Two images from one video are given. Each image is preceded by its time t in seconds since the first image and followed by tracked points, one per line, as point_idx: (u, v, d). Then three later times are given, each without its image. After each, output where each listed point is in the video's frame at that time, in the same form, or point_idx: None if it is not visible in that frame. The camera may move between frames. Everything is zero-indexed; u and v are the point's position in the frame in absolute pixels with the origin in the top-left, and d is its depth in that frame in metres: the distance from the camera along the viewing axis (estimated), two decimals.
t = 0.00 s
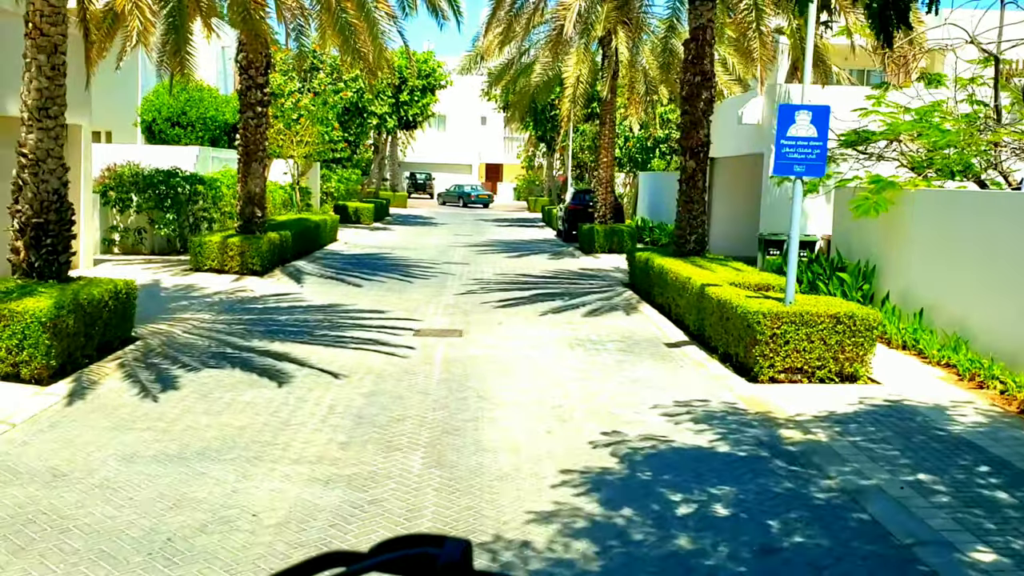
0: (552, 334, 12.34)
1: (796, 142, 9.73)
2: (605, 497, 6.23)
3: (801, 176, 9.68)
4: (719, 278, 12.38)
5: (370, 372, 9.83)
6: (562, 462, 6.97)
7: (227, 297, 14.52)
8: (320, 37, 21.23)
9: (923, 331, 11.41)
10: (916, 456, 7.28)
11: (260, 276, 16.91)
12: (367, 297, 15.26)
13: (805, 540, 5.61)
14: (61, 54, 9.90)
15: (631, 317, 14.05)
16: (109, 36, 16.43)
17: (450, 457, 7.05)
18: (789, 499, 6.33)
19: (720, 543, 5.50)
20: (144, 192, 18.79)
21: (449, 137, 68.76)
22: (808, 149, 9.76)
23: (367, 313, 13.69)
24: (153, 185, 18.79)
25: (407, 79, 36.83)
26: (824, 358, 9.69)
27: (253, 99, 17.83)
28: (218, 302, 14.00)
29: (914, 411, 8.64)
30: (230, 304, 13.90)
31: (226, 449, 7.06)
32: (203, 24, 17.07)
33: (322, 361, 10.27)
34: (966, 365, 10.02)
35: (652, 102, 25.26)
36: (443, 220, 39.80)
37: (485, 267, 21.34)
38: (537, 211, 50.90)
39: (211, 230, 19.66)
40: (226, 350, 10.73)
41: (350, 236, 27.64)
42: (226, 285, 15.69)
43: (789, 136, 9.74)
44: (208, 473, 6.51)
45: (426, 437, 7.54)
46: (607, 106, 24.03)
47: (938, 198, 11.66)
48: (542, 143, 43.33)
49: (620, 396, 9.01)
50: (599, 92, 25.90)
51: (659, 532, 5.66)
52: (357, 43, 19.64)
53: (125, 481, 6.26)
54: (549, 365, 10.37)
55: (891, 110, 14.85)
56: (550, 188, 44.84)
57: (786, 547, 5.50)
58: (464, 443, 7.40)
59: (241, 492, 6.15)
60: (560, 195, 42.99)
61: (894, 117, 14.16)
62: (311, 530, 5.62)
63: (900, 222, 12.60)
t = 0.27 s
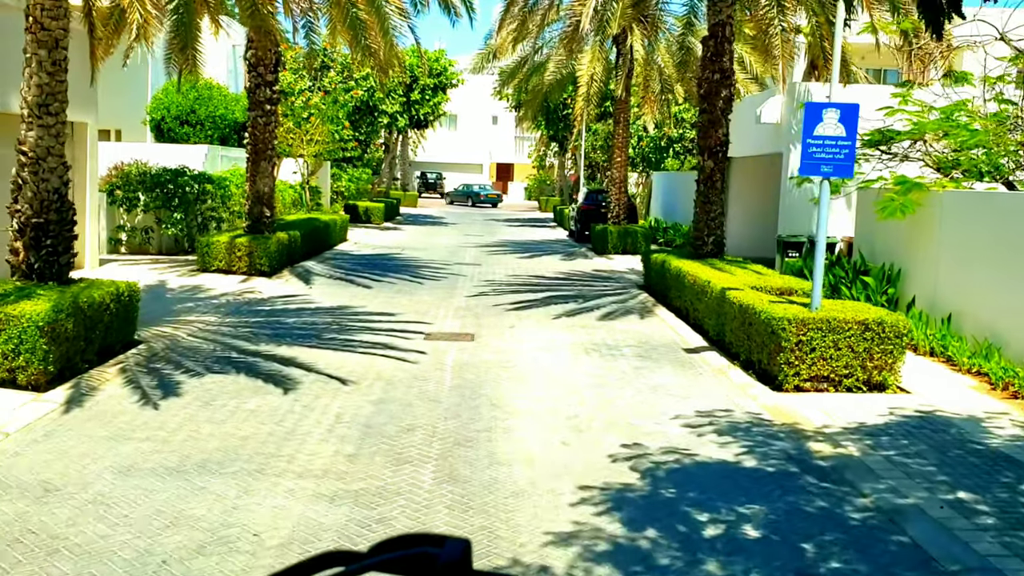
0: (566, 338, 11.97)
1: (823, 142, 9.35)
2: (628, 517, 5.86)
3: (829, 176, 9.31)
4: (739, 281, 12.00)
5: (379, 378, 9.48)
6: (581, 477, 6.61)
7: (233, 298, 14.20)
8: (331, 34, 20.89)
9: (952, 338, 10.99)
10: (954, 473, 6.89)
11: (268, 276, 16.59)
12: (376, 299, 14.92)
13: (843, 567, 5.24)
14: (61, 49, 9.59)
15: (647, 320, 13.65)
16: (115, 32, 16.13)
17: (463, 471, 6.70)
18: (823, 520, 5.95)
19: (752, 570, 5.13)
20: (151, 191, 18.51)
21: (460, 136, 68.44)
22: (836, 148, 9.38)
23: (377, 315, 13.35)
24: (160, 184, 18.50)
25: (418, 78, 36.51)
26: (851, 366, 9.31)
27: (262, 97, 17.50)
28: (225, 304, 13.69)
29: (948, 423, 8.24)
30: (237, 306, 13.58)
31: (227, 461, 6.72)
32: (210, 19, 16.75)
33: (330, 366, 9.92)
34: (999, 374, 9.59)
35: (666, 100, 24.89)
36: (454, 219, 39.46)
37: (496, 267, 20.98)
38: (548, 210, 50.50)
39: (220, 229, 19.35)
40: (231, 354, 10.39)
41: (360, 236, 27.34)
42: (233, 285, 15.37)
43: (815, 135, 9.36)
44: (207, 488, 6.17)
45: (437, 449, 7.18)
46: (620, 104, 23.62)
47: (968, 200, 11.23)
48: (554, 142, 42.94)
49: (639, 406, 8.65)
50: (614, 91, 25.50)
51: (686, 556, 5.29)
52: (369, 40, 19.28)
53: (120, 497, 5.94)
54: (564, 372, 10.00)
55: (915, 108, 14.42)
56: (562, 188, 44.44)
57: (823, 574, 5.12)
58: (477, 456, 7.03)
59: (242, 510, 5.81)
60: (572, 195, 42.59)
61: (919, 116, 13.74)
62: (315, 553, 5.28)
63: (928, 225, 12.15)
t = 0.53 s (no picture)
0: (585, 344, 11.47)
1: (860, 139, 8.84)
2: (659, 548, 5.37)
3: (866, 176, 8.79)
4: (766, 285, 11.49)
5: (390, 388, 9.02)
6: (607, 501, 6.12)
7: (241, 301, 13.78)
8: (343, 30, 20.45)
9: (992, 346, 10.43)
10: (1010, 497, 6.37)
11: (277, 278, 16.17)
12: (388, 302, 14.46)
13: None
14: (59, 43, 9.18)
15: (668, 325, 13.14)
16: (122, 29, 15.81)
17: (479, 493, 6.22)
18: (873, 552, 5.45)
19: None
20: (159, 190, 18.15)
21: (473, 135, 68.01)
22: (874, 146, 8.86)
23: (388, 319, 12.88)
24: (168, 184, 18.13)
25: (431, 76, 36.07)
26: (889, 378, 8.80)
27: (271, 95, 17.07)
28: (231, 308, 13.26)
29: (996, 440, 7.71)
30: (244, 310, 13.15)
31: (227, 482, 6.27)
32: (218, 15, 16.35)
33: (339, 375, 9.47)
34: None
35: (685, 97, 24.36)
36: (467, 219, 39.01)
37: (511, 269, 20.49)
38: (562, 210, 49.95)
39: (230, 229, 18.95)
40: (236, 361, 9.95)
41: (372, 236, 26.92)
42: (241, 288, 14.96)
43: (851, 132, 8.86)
44: (205, 512, 5.72)
45: (452, 467, 6.71)
46: (638, 101, 23.09)
47: (1009, 200, 10.68)
48: (568, 141, 42.42)
49: (665, 420, 8.15)
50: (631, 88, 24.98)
51: None
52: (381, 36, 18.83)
53: (110, 523, 5.49)
54: (584, 381, 9.51)
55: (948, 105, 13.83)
56: (576, 187, 43.91)
57: None
58: (494, 476, 6.56)
59: (241, 538, 5.36)
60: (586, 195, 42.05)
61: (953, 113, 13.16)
62: None
63: (969, 230, 11.51)
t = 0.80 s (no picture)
0: (595, 348, 11.10)
1: (884, 136, 8.47)
2: (680, 573, 5.01)
3: (890, 174, 8.41)
4: (782, 287, 11.12)
5: (393, 395, 8.65)
6: (622, 520, 5.76)
7: (240, 302, 13.44)
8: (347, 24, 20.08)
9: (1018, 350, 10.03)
10: None
11: (278, 279, 15.82)
12: (391, 303, 14.10)
13: None
14: (50, 36, 8.83)
15: (679, 327, 12.77)
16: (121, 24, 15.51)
17: (486, 510, 5.87)
18: None
19: None
20: (159, 188, 17.82)
21: (479, 133, 67.65)
22: (898, 142, 8.48)
23: (392, 321, 12.53)
24: (167, 182, 17.79)
25: (436, 72, 35.70)
26: (914, 385, 8.42)
27: (273, 91, 16.70)
28: (230, 309, 12.91)
29: None
30: (243, 311, 12.79)
31: (219, 499, 5.92)
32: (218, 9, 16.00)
33: (340, 381, 9.12)
34: None
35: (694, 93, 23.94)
36: (472, 218, 38.64)
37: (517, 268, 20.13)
38: (568, 208, 49.56)
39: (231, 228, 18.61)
40: (233, 366, 9.61)
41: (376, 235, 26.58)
42: (241, 288, 14.62)
43: (875, 128, 8.49)
44: (194, 533, 5.36)
45: (457, 482, 6.35)
46: (647, 98, 22.68)
47: None
48: (574, 139, 42.01)
49: (681, 430, 7.78)
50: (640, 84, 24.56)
51: None
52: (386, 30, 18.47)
53: (92, 544, 5.15)
54: (595, 387, 9.14)
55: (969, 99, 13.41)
56: (582, 185, 43.47)
57: None
58: (502, 492, 6.20)
59: (231, 561, 5.01)
60: (593, 193, 41.64)
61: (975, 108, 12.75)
62: None
63: (992, 226, 11.16)
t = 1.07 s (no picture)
0: (607, 353, 10.72)
1: (912, 133, 8.08)
2: None
3: (919, 173, 8.03)
4: (800, 290, 10.74)
5: (397, 403, 8.30)
6: (641, 543, 5.39)
7: (242, 304, 13.10)
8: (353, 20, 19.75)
9: None
10: None
11: (282, 280, 15.48)
12: (397, 305, 13.76)
13: None
14: (41, 29, 8.50)
15: (693, 330, 12.40)
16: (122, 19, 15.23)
17: (495, 532, 5.51)
18: None
19: None
20: (161, 187, 17.50)
21: (486, 131, 67.29)
22: (927, 139, 8.09)
23: (397, 324, 12.17)
24: (169, 181, 17.48)
25: (442, 70, 35.36)
26: (942, 395, 8.04)
27: (276, 88, 16.40)
28: (231, 311, 12.57)
29: None
30: (244, 314, 12.45)
31: (211, 518, 5.57)
32: (221, 4, 15.71)
33: (343, 388, 8.76)
34: None
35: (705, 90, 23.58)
36: (480, 217, 38.28)
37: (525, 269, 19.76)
38: (576, 207, 49.17)
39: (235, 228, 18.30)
40: (232, 372, 9.27)
41: (382, 235, 26.25)
42: (244, 290, 14.29)
43: (902, 126, 8.10)
44: (183, 556, 5.02)
45: (465, 500, 6.00)
46: (657, 96, 22.31)
47: None
48: (582, 138, 41.61)
49: (699, 443, 7.40)
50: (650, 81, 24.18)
51: None
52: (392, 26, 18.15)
53: (73, 569, 4.80)
54: (608, 395, 8.77)
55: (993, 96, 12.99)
56: (590, 184, 43.07)
57: None
58: (512, 511, 5.83)
59: None
60: (602, 192, 41.24)
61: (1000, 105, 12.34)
62: None
63: (1019, 227, 10.76)
